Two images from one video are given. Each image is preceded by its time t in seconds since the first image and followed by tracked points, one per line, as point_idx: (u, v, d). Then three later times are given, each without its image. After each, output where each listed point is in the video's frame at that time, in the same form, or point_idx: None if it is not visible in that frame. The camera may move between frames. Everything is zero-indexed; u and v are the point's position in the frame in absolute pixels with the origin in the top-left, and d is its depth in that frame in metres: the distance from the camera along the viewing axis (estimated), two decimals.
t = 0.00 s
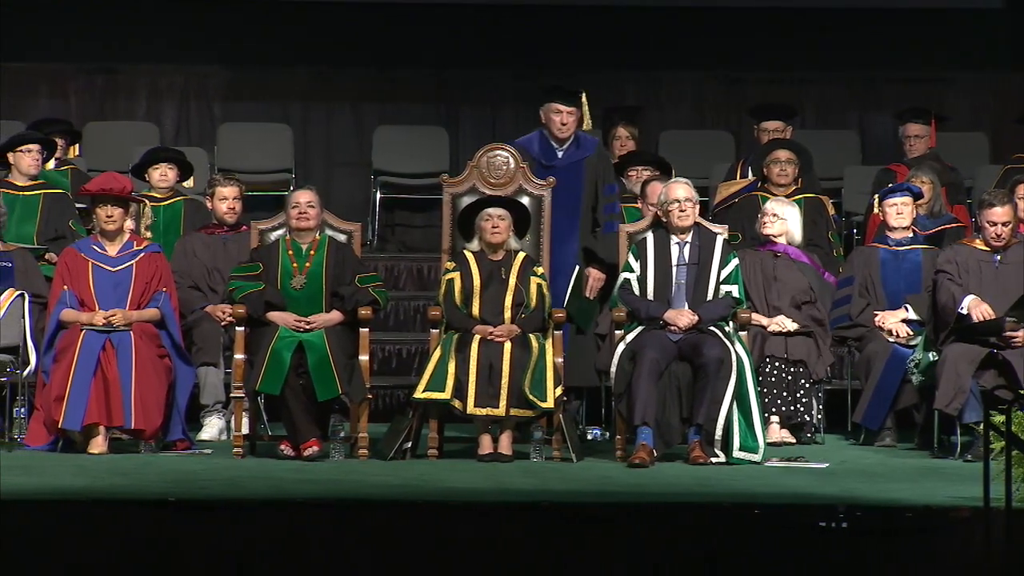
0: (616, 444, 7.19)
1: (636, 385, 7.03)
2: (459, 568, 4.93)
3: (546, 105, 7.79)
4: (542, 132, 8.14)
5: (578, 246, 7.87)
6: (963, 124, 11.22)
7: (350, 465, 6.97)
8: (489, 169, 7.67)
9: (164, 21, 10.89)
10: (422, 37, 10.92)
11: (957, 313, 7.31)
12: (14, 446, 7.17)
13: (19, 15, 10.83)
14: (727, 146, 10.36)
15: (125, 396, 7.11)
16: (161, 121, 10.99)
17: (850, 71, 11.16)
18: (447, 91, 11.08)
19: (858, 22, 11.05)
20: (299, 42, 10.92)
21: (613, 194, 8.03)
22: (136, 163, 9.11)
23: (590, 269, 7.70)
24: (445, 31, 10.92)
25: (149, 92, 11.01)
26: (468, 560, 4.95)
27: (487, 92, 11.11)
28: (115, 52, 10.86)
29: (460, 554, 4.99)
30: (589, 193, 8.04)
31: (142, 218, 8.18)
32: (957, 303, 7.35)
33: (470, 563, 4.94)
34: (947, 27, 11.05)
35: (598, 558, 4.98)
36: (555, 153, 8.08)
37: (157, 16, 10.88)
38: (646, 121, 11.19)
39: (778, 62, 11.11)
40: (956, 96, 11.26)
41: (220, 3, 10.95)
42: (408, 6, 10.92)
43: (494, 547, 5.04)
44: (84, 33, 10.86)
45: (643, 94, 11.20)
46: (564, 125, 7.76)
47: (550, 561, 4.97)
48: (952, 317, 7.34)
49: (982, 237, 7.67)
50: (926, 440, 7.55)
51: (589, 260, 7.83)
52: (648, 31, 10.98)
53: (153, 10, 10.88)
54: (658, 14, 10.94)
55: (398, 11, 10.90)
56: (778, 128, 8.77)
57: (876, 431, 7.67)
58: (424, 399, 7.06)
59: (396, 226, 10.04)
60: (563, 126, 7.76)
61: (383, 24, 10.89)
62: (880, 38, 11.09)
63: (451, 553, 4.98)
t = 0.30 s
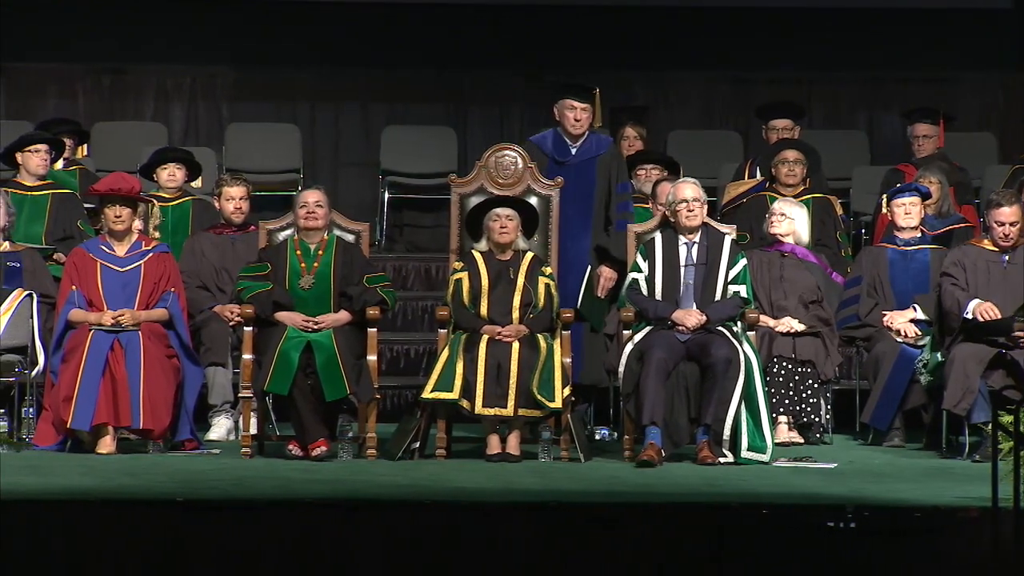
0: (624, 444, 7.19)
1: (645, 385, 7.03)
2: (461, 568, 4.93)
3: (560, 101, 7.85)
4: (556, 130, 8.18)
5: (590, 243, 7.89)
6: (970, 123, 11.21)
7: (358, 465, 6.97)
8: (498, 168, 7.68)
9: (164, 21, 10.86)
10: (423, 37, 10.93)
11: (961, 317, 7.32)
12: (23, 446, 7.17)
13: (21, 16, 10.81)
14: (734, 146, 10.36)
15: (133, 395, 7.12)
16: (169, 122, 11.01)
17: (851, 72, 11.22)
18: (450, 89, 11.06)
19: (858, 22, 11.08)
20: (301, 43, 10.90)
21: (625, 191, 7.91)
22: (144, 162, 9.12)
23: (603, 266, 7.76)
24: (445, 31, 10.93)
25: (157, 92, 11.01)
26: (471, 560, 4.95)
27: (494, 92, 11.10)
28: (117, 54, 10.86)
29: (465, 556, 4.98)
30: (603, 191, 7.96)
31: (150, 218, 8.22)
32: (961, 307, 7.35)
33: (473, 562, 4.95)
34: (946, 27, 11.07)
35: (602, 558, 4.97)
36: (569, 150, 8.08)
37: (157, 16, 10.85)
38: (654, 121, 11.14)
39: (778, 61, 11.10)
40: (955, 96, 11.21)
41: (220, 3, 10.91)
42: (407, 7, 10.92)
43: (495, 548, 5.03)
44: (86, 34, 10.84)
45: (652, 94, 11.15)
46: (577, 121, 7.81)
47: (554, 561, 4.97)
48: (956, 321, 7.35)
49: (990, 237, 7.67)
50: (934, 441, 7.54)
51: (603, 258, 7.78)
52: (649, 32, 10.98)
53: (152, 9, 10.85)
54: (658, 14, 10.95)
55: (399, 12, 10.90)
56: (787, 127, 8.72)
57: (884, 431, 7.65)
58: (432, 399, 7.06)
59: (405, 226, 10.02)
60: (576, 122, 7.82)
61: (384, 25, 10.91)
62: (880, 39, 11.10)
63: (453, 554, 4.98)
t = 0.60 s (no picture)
0: (632, 444, 7.19)
1: (652, 386, 7.03)
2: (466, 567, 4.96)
3: (565, 98, 7.86)
4: (559, 128, 8.15)
5: (594, 241, 7.93)
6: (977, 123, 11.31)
7: (366, 465, 6.98)
8: (505, 169, 7.67)
9: (163, 21, 10.79)
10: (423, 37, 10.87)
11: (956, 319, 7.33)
12: (30, 446, 7.17)
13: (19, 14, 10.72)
14: (741, 146, 10.36)
15: (140, 396, 7.12)
16: (177, 121, 11.03)
17: (852, 71, 11.21)
18: (451, 88, 11.09)
19: (857, 22, 11.02)
20: (302, 44, 10.86)
21: (627, 190, 7.99)
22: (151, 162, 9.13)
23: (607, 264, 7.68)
24: (446, 31, 10.86)
25: (164, 92, 11.03)
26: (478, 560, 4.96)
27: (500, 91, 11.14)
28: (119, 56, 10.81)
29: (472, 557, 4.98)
30: (606, 190, 8.02)
31: (157, 218, 8.21)
32: (957, 309, 7.36)
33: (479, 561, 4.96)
34: (946, 27, 11.03)
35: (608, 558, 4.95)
36: (571, 147, 8.08)
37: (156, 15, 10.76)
38: (661, 121, 11.18)
39: (778, 61, 11.08)
40: (960, 96, 11.29)
41: (220, 3, 10.83)
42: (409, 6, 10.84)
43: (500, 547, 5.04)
44: (87, 35, 10.80)
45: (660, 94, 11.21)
46: (582, 117, 7.84)
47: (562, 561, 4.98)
48: (954, 323, 7.35)
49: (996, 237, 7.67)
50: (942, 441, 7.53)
51: (606, 256, 7.78)
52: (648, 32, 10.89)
53: (152, 9, 10.76)
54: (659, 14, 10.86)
55: (399, 11, 10.83)
56: (794, 127, 8.73)
57: (892, 432, 7.65)
58: (439, 399, 7.05)
59: (412, 226, 10.06)
60: (581, 118, 7.84)
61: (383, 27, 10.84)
62: (880, 38, 11.07)
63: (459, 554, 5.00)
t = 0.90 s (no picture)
0: (640, 444, 7.19)
1: (661, 386, 7.03)
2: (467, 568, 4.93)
3: (566, 98, 7.86)
4: (559, 128, 8.17)
5: (596, 240, 7.87)
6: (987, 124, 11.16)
7: (374, 465, 6.98)
8: (513, 169, 7.66)
9: (164, 21, 10.89)
10: (424, 37, 10.95)
11: (965, 319, 7.33)
12: (39, 446, 7.18)
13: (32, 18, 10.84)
14: (750, 146, 10.36)
15: (149, 395, 7.12)
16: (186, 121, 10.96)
17: (852, 72, 11.20)
18: (451, 88, 11.05)
19: (857, 23, 11.08)
20: (306, 45, 10.93)
21: (628, 190, 7.99)
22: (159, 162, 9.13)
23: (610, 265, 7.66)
24: (446, 31, 10.96)
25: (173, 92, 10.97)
26: (480, 561, 4.94)
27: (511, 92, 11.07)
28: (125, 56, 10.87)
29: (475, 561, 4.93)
30: (607, 188, 8.03)
31: (166, 218, 8.21)
32: (967, 309, 7.39)
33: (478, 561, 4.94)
34: (946, 27, 11.11)
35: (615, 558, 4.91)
36: (571, 146, 8.09)
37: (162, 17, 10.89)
38: (670, 121, 11.12)
39: (777, 62, 11.11)
40: (967, 98, 11.18)
41: (220, 3, 10.96)
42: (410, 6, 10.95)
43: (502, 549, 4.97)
44: (92, 37, 10.84)
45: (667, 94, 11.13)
46: (582, 116, 7.85)
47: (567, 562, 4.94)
48: (962, 323, 7.36)
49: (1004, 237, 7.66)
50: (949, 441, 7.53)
51: (609, 254, 7.80)
52: (648, 32, 11.00)
53: (152, 10, 10.90)
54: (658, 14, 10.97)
55: (401, 11, 10.93)
56: (803, 126, 8.71)
57: (900, 432, 7.65)
58: (447, 399, 7.06)
59: (420, 226, 10.02)
60: (581, 117, 7.85)
61: (386, 25, 10.92)
62: (880, 39, 11.11)
63: (460, 554, 4.96)
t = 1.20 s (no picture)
0: (648, 444, 7.19)
1: (670, 386, 7.03)
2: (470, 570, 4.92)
3: (568, 98, 7.84)
4: (562, 129, 8.12)
5: (600, 239, 7.79)
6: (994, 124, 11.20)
7: (383, 465, 6.98)
8: (522, 168, 7.68)
9: (164, 21, 10.91)
10: (423, 36, 10.97)
11: (982, 316, 7.31)
12: (47, 446, 7.18)
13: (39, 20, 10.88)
14: (758, 145, 10.36)
15: (157, 395, 7.12)
16: (194, 121, 10.94)
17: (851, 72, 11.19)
18: (451, 88, 11.03)
19: (856, 24, 11.11)
20: (308, 44, 10.93)
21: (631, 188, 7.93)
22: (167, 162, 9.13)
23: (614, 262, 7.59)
24: (447, 31, 10.97)
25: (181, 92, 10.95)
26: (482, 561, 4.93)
27: (518, 92, 11.09)
28: (131, 57, 10.89)
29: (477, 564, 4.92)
30: (610, 188, 7.94)
31: (175, 218, 8.20)
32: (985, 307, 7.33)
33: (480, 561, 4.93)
34: (946, 27, 11.10)
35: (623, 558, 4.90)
36: (575, 146, 8.05)
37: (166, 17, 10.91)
38: (678, 121, 11.11)
39: (777, 62, 11.12)
40: (975, 97, 11.19)
41: (220, 3, 10.97)
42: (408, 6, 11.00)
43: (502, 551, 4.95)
44: (95, 39, 10.86)
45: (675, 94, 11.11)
46: (584, 115, 7.84)
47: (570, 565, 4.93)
48: (978, 320, 7.33)
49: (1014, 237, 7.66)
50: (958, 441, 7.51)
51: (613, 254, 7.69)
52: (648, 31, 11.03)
53: (152, 10, 10.91)
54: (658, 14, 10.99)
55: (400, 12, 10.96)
56: (811, 126, 8.73)
57: (909, 432, 7.64)
58: (456, 399, 7.07)
59: (429, 226, 9.97)
60: (583, 117, 7.85)
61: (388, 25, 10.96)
62: (879, 38, 11.11)
63: (462, 555, 4.94)
